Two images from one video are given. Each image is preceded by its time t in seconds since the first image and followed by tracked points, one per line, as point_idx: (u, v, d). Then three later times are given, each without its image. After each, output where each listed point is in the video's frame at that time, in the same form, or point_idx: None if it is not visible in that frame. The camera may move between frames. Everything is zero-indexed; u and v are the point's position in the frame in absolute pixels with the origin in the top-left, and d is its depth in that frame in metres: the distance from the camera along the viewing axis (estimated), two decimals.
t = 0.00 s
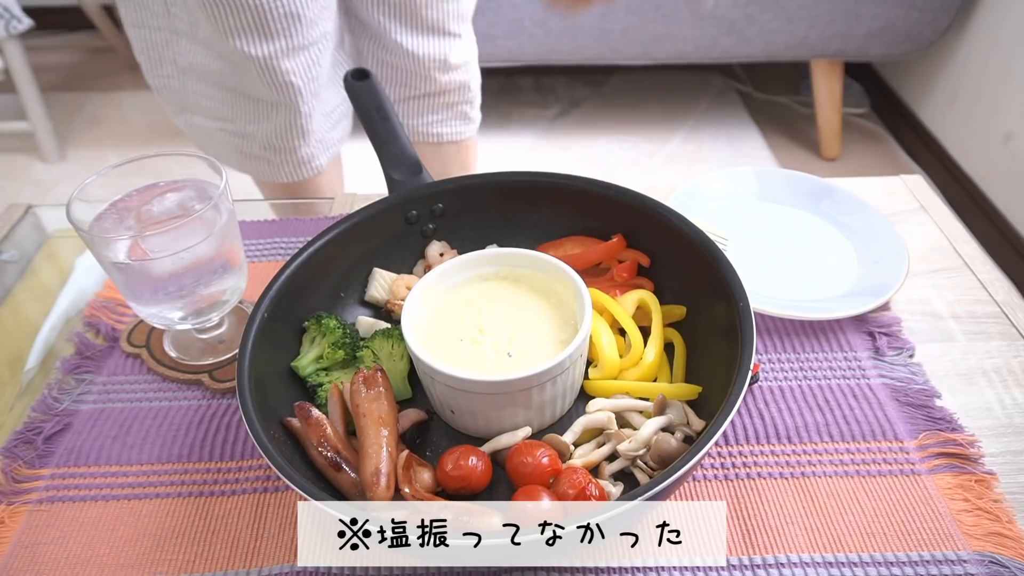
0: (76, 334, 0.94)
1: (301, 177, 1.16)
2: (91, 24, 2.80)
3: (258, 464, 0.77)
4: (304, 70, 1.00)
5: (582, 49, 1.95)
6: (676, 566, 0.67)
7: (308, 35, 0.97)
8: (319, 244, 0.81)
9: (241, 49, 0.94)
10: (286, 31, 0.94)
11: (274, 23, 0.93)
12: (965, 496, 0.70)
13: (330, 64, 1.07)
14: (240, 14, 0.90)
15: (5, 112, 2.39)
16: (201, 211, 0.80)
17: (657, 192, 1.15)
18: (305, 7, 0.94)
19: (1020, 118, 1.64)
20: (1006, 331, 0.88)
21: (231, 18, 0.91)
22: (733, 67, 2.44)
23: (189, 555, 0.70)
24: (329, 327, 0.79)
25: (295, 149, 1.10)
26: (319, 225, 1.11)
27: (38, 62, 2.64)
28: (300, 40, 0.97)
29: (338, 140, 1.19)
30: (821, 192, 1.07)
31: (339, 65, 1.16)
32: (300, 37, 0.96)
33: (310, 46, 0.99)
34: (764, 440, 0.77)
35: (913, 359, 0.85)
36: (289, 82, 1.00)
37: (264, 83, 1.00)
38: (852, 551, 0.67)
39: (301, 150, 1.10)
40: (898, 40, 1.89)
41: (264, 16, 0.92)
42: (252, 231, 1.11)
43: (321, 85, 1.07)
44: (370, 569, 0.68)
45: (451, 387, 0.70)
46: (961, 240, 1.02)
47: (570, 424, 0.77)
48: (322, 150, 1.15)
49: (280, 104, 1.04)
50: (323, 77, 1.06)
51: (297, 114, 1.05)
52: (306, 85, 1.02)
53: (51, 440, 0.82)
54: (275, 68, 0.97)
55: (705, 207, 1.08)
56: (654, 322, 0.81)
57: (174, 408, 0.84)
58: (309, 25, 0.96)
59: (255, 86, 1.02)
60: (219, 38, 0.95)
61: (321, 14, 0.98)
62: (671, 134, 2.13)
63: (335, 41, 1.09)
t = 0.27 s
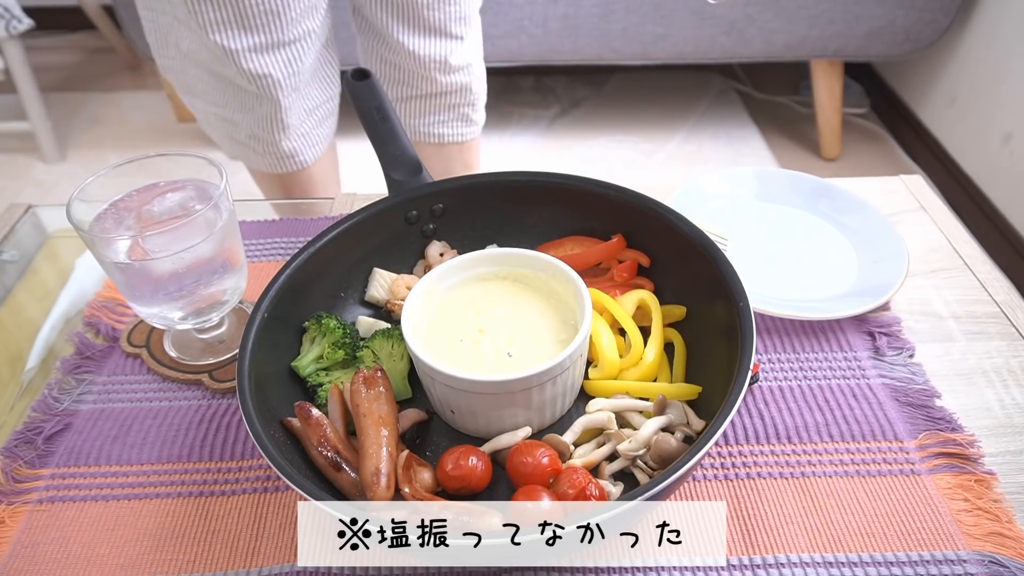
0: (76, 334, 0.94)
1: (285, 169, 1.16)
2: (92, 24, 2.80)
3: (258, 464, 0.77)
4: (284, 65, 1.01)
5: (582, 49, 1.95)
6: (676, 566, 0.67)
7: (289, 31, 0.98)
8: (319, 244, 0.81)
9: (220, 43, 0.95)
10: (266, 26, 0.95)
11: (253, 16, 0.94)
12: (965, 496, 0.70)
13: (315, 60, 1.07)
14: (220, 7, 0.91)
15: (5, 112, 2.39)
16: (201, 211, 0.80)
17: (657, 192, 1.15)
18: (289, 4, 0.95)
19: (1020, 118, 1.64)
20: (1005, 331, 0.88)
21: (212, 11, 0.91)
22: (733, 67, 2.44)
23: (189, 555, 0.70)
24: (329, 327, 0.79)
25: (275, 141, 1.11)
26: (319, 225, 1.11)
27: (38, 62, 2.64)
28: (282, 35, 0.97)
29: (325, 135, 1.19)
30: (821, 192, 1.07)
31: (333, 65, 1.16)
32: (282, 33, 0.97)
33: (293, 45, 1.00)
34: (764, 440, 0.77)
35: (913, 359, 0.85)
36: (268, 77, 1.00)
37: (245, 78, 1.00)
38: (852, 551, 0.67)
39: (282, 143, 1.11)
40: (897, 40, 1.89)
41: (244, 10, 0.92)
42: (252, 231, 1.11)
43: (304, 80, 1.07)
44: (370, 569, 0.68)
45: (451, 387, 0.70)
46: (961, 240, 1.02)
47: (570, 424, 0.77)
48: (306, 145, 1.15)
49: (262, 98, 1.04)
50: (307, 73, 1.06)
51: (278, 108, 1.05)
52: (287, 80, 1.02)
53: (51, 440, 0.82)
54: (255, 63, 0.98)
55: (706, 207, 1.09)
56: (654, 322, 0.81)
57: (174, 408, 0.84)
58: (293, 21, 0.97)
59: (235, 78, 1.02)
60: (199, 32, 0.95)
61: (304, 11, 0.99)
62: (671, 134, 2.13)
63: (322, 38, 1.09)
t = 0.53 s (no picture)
0: (76, 335, 0.94)
1: (285, 169, 1.17)
2: (92, 24, 2.80)
3: (258, 464, 0.77)
4: (284, 64, 1.01)
5: (582, 49, 1.95)
6: (676, 566, 0.67)
7: (289, 31, 0.98)
8: (319, 244, 0.81)
9: (221, 43, 0.95)
10: (267, 25, 0.95)
11: (255, 16, 0.94)
12: (965, 496, 0.70)
13: (315, 60, 1.07)
14: (221, 7, 0.92)
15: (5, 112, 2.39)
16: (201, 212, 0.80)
17: (656, 192, 1.15)
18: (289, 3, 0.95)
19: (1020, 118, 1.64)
20: (1005, 331, 0.88)
21: (213, 11, 0.91)
22: (733, 67, 2.44)
23: (189, 555, 0.70)
24: (329, 327, 0.79)
25: (275, 140, 1.11)
26: (320, 225, 1.11)
27: (38, 62, 2.64)
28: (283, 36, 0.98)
29: (324, 134, 1.19)
30: (822, 192, 1.07)
31: (335, 64, 1.16)
32: (284, 33, 0.97)
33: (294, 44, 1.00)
34: (764, 440, 0.77)
35: (913, 359, 0.85)
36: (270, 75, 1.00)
37: (246, 78, 1.00)
38: (852, 551, 0.67)
39: (282, 143, 1.11)
40: (897, 40, 1.89)
41: (245, 10, 0.93)
42: (252, 231, 1.11)
43: (304, 80, 1.07)
44: (370, 569, 0.68)
45: (451, 386, 0.70)
46: (961, 240, 1.02)
47: (570, 424, 0.77)
48: (305, 144, 1.15)
49: (263, 97, 1.04)
50: (306, 72, 1.06)
51: (278, 107, 1.05)
52: (286, 78, 1.02)
53: (51, 440, 0.82)
54: (255, 62, 0.98)
55: (706, 206, 1.09)
56: (654, 322, 0.81)
57: (174, 408, 0.84)
58: (294, 19, 0.98)
59: (236, 78, 1.02)
60: (200, 31, 0.95)
61: (303, 10, 0.99)
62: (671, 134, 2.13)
63: (322, 37, 1.09)
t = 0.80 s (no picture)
0: (77, 335, 0.94)
1: (283, 169, 1.17)
2: (92, 24, 2.80)
3: (258, 464, 0.77)
4: (282, 64, 1.01)
5: (582, 49, 1.95)
6: (676, 566, 0.67)
7: (286, 31, 0.98)
8: (319, 244, 0.81)
9: (219, 43, 0.95)
10: (265, 25, 0.95)
11: (254, 16, 0.94)
12: (965, 496, 0.70)
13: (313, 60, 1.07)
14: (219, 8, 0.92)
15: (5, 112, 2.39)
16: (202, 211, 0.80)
17: (657, 192, 1.15)
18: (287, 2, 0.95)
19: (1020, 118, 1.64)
20: (1005, 331, 0.88)
21: (211, 11, 0.91)
22: (733, 67, 2.44)
23: (189, 555, 0.70)
24: (329, 327, 0.79)
25: (274, 141, 1.11)
26: (320, 225, 1.11)
27: (39, 62, 2.64)
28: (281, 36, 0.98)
29: (322, 134, 1.19)
30: (822, 192, 1.07)
31: (333, 64, 1.16)
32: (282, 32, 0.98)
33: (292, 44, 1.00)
34: (764, 440, 0.77)
35: (913, 359, 0.85)
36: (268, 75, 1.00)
37: (244, 78, 1.00)
38: (852, 551, 0.67)
39: (280, 142, 1.11)
40: (898, 40, 1.89)
41: (243, 10, 0.93)
42: (252, 231, 1.11)
43: (302, 79, 1.07)
44: (370, 569, 0.68)
45: (451, 386, 0.70)
46: (961, 240, 1.02)
47: (570, 424, 0.77)
48: (303, 144, 1.15)
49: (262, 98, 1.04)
50: (305, 72, 1.06)
51: (276, 107, 1.05)
52: (285, 78, 1.02)
53: (51, 440, 0.82)
54: (253, 62, 0.98)
55: (706, 207, 1.08)
56: (654, 322, 0.81)
57: (174, 408, 0.84)
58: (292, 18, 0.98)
59: (235, 78, 1.02)
60: (198, 31, 0.95)
61: (301, 10, 0.99)
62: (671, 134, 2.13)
63: (320, 38, 1.09)
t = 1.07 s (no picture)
0: (76, 335, 0.94)
1: (282, 169, 1.17)
2: (91, 24, 2.80)
3: (258, 464, 0.77)
4: (279, 64, 1.01)
5: (582, 49, 1.95)
6: (676, 566, 0.67)
7: (284, 31, 0.98)
8: (319, 244, 0.81)
9: (216, 44, 0.95)
10: (263, 26, 0.95)
11: (251, 16, 0.94)
12: (965, 496, 0.70)
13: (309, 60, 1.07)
14: (216, 9, 0.92)
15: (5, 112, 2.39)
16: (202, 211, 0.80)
17: (657, 192, 1.15)
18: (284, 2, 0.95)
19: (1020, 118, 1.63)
20: (1006, 331, 0.88)
21: (208, 11, 0.91)
22: (733, 67, 2.44)
23: (189, 555, 0.70)
24: (329, 327, 0.79)
25: (273, 141, 1.11)
26: (319, 225, 1.11)
27: (38, 62, 2.64)
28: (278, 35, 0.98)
29: (320, 135, 1.19)
30: (821, 192, 1.07)
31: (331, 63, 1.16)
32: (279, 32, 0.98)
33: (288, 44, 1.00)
34: (764, 440, 0.77)
35: (913, 359, 0.85)
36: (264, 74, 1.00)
37: (241, 78, 1.00)
38: (852, 551, 0.67)
39: (277, 142, 1.11)
40: (897, 40, 1.89)
41: (240, 10, 0.93)
42: (252, 231, 1.11)
43: (299, 80, 1.07)
44: (370, 569, 0.68)
45: (451, 386, 0.70)
46: (961, 240, 1.02)
47: (570, 424, 0.77)
48: (301, 144, 1.15)
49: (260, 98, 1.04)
50: (302, 72, 1.06)
51: (274, 107, 1.05)
52: (282, 78, 1.02)
53: (51, 440, 0.82)
54: (251, 63, 0.98)
55: (706, 207, 1.08)
56: (654, 322, 0.81)
57: (174, 408, 0.84)
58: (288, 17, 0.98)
59: (232, 79, 1.02)
60: (194, 32, 0.95)
61: (298, 10, 0.99)
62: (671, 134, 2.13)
63: (317, 38, 1.09)
